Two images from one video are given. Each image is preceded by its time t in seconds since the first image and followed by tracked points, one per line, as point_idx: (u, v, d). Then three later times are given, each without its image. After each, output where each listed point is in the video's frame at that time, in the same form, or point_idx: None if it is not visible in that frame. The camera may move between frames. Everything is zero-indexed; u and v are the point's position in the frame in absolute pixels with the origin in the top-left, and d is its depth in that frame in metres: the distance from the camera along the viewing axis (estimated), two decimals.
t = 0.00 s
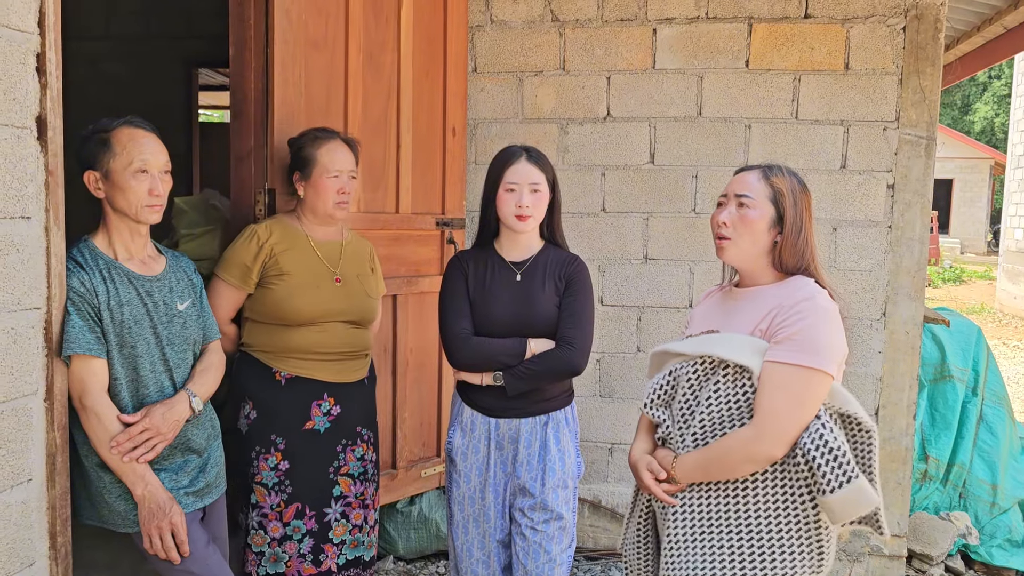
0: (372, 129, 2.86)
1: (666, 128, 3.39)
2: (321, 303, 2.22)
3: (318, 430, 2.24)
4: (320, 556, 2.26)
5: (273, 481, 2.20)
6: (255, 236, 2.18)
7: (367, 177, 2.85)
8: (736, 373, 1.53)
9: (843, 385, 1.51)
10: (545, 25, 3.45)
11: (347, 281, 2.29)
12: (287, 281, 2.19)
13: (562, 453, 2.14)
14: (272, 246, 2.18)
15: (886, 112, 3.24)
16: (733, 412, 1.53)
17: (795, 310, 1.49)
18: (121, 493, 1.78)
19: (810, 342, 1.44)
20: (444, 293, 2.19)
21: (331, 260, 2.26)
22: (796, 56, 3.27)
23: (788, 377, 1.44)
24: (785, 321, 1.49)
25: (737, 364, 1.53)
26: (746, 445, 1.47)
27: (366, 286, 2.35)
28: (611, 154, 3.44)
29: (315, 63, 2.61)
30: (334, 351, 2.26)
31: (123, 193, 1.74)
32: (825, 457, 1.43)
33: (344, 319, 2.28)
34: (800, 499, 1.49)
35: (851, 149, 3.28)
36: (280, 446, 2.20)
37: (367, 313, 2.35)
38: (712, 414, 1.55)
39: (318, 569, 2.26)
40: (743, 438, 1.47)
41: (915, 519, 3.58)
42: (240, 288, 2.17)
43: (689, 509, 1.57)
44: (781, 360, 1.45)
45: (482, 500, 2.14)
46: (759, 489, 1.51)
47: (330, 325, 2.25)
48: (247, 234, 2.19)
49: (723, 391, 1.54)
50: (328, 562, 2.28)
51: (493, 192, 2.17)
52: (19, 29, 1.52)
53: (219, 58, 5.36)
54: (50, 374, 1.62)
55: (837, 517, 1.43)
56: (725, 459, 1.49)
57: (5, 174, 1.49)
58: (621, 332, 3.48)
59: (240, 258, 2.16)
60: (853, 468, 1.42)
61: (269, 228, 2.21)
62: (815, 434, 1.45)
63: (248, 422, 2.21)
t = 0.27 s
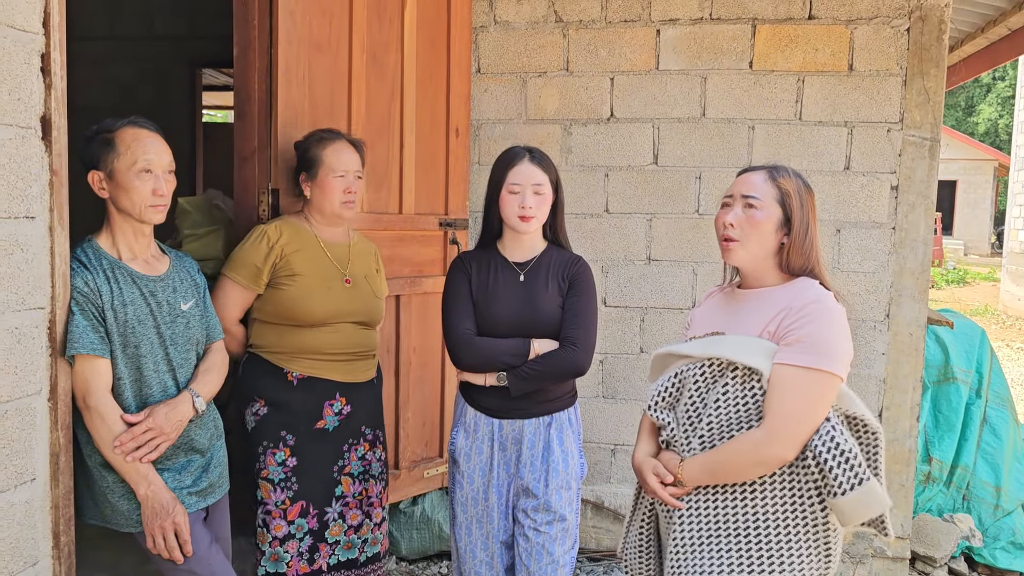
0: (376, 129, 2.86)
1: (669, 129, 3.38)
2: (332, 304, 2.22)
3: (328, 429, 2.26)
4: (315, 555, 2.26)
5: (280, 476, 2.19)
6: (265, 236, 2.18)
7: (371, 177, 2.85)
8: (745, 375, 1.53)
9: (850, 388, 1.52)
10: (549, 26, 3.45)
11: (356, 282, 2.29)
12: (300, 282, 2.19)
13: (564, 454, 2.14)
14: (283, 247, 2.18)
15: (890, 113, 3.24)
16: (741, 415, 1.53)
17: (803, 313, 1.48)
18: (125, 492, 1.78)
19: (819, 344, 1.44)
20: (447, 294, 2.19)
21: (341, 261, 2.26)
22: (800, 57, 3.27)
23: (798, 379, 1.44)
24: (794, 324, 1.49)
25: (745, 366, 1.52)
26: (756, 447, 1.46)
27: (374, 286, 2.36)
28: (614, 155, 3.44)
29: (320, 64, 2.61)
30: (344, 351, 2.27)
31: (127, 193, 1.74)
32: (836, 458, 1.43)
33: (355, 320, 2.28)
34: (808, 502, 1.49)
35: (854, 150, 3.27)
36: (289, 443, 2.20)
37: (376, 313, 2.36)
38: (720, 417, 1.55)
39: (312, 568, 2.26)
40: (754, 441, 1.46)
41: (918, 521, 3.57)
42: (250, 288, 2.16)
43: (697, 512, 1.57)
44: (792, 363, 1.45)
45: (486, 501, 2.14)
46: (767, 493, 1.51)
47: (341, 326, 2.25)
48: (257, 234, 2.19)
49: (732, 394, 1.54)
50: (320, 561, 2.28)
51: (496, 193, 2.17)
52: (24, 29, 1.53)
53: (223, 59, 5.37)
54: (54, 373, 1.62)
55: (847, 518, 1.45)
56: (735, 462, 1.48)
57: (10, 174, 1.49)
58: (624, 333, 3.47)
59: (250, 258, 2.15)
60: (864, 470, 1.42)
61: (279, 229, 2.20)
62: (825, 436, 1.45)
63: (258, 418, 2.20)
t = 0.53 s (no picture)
0: (379, 130, 2.86)
1: (672, 129, 3.38)
2: (331, 303, 2.22)
3: (331, 430, 2.24)
4: (337, 556, 2.26)
5: (288, 480, 2.19)
6: (264, 235, 2.18)
7: (373, 177, 2.85)
8: (750, 376, 1.53)
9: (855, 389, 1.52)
10: (552, 26, 3.44)
11: (356, 281, 2.28)
12: (300, 282, 2.19)
13: (568, 455, 2.14)
14: (282, 247, 2.18)
15: (894, 114, 3.23)
16: (747, 416, 1.52)
17: (809, 314, 1.48)
18: (127, 492, 1.78)
19: (825, 346, 1.44)
20: (449, 294, 2.19)
21: (340, 260, 2.26)
22: (803, 57, 3.27)
23: (803, 380, 1.44)
24: (799, 325, 1.48)
25: (751, 367, 1.52)
26: (761, 449, 1.46)
27: (374, 285, 2.35)
28: (617, 156, 3.44)
29: (323, 64, 2.61)
30: (345, 351, 2.26)
31: (130, 193, 1.74)
32: (843, 460, 1.42)
33: (356, 319, 2.28)
34: (813, 503, 1.49)
35: (858, 151, 3.27)
36: (293, 446, 2.19)
37: (377, 313, 2.35)
38: (725, 418, 1.54)
39: (335, 569, 2.26)
40: (759, 442, 1.46)
41: (921, 523, 3.56)
42: (250, 288, 2.17)
43: (701, 514, 1.56)
44: (798, 364, 1.45)
45: (488, 501, 2.14)
46: (772, 494, 1.51)
47: (340, 325, 2.25)
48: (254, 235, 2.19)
49: (737, 395, 1.53)
50: (343, 562, 2.28)
51: (498, 193, 2.17)
52: (28, 29, 1.53)
53: (226, 59, 5.37)
54: (57, 372, 1.62)
55: (852, 521, 1.43)
56: (739, 464, 1.48)
57: (13, 173, 1.50)
58: (627, 334, 3.47)
59: (249, 259, 2.15)
60: (870, 472, 1.41)
61: (278, 229, 2.21)
62: (831, 437, 1.45)
63: (260, 423, 2.19)
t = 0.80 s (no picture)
0: (381, 130, 2.86)
1: (675, 130, 3.37)
2: (323, 303, 2.21)
3: (321, 430, 2.24)
4: (328, 554, 2.29)
5: (279, 480, 2.20)
6: (255, 236, 2.18)
7: (375, 178, 2.85)
8: (751, 377, 1.53)
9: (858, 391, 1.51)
10: (554, 26, 3.44)
11: (350, 280, 2.28)
12: (289, 281, 2.19)
13: (569, 456, 2.13)
14: (272, 247, 2.18)
15: (897, 114, 3.23)
16: (748, 417, 1.52)
17: (811, 315, 1.48)
18: (129, 492, 1.78)
19: (828, 347, 1.43)
20: (450, 294, 2.19)
21: (333, 260, 2.26)
22: (806, 58, 3.26)
23: (805, 381, 1.43)
24: (801, 325, 1.48)
25: (752, 368, 1.52)
26: (763, 450, 1.45)
27: (370, 285, 2.34)
28: (619, 156, 3.43)
29: (325, 64, 2.61)
30: (337, 351, 2.25)
31: (132, 193, 1.74)
32: (842, 461, 1.42)
33: (347, 318, 2.27)
34: (815, 504, 1.48)
35: (861, 152, 3.26)
36: (285, 446, 2.20)
37: (372, 313, 2.34)
38: (727, 419, 1.54)
39: (326, 566, 2.29)
40: (761, 443, 1.46)
41: (924, 524, 3.56)
42: (242, 289, 2.18)
43: (704, 514, 1.56)
44: (800, 365, 1.44)
45: (489, 501, 2.13)
46: (774, 495, 1.50)
47: (333, 325, 2.24)
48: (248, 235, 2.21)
49: (739, 396, 1.53)
50: (336, 561, 2.30)
51: (500, 194, 2.17)
52: (30, 29, 1.53)
53: (228, 59, 5.38)
54: (59, 372, 1.62)
55: (855, 522, 1.42)
56: (741, 465, 1.48)
57: (15, 172, 1.49)
58: (629, 335, 3.47)
59: (240, 258, 2.16)
60: (870, 473, 1.41)
61: (270, 229, 2.21)
62: (832, 438, 1.44)
63: (253, 423, 2.21)
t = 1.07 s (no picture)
0: (382, 131, 2.86)
1: (676, 131, 3.37)
2: (314, 303, 2.21)
3: (313, 433, 2.23)
4: (321, 558, 2.28)
5: (272, 481, 2.22)
6: (247, 238, 2.20)
7: (376, 179, 2.85)
8: (751, 379, 1.52)
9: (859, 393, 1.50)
10: (555, 27, 3.44)
11: (342, 280, 2.28)
12: (280, 282, 2.20)
13: (568, 457, 2.13)
14: (264, 248, 2.19)
15: (898, 115, 3.22)
16: (747, 419, 1.52)
17: (811, 317, 1.47)
18: (129, 493, 1.78)
19: (827, 349, 1.43)
20: (451, 296, 2.19)
21: (325, 260, 2.26)
22: (807, 59, 3.26)
23: (803, 384, 1.43)
24: (801, 327, 1.48)
25: (751, 370, 1.51)
26: (763, 452, 1.45)
27: (364, 286, 2.34)
28: (620, 157, 3.43)
29: (326, 65, 2.61)
30: (331, 351, 2.25)
31: (133, 194, 1.74)
32: (839, 465, 1.41)
33: (339, 319, 2.27)
34: (813, 507, 1.48)
35: (862, 153, 3.26)
36: (276, 448, 2.21)
37: (365, 313, 2.34)
38: (726, 421, 1.53)
39: (319, 569, 2.28)
40: (760, 445, 1.45)
41: (926, 526, 3.55)
42: (236, 291, 2.18)
43: (704, 514, 1.56)
44: (798, 367, 1.44)
45: (489, 503, 2.13)
46: (772, 497, 1.50)
47: (325, 325, 2.24)
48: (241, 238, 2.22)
49: (738, 398, 1.53)
50: (329, 565, 2.29)
51: (501, 195, 2.16)
52: (32, 30, 1.53)
53: (230, 60, 5.38)
54: (60, 373, 1.62)
55: (852, 525, 1.42)
56: (741, 466, 1.48)
57: (16, 174, 1.50)
58: (630, 336, 3.46)
59: (234, 261, 2.18)
60: (868, 477, 1.40)
61: (262, 231, 2.22)
62: (830, 442, 1.44)
63: (248, 424, 2.23)
